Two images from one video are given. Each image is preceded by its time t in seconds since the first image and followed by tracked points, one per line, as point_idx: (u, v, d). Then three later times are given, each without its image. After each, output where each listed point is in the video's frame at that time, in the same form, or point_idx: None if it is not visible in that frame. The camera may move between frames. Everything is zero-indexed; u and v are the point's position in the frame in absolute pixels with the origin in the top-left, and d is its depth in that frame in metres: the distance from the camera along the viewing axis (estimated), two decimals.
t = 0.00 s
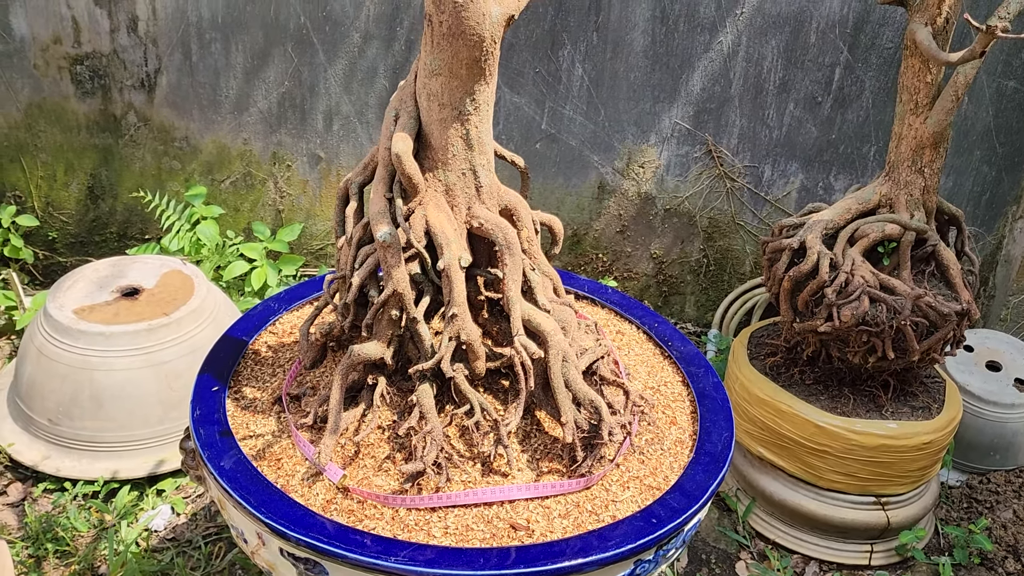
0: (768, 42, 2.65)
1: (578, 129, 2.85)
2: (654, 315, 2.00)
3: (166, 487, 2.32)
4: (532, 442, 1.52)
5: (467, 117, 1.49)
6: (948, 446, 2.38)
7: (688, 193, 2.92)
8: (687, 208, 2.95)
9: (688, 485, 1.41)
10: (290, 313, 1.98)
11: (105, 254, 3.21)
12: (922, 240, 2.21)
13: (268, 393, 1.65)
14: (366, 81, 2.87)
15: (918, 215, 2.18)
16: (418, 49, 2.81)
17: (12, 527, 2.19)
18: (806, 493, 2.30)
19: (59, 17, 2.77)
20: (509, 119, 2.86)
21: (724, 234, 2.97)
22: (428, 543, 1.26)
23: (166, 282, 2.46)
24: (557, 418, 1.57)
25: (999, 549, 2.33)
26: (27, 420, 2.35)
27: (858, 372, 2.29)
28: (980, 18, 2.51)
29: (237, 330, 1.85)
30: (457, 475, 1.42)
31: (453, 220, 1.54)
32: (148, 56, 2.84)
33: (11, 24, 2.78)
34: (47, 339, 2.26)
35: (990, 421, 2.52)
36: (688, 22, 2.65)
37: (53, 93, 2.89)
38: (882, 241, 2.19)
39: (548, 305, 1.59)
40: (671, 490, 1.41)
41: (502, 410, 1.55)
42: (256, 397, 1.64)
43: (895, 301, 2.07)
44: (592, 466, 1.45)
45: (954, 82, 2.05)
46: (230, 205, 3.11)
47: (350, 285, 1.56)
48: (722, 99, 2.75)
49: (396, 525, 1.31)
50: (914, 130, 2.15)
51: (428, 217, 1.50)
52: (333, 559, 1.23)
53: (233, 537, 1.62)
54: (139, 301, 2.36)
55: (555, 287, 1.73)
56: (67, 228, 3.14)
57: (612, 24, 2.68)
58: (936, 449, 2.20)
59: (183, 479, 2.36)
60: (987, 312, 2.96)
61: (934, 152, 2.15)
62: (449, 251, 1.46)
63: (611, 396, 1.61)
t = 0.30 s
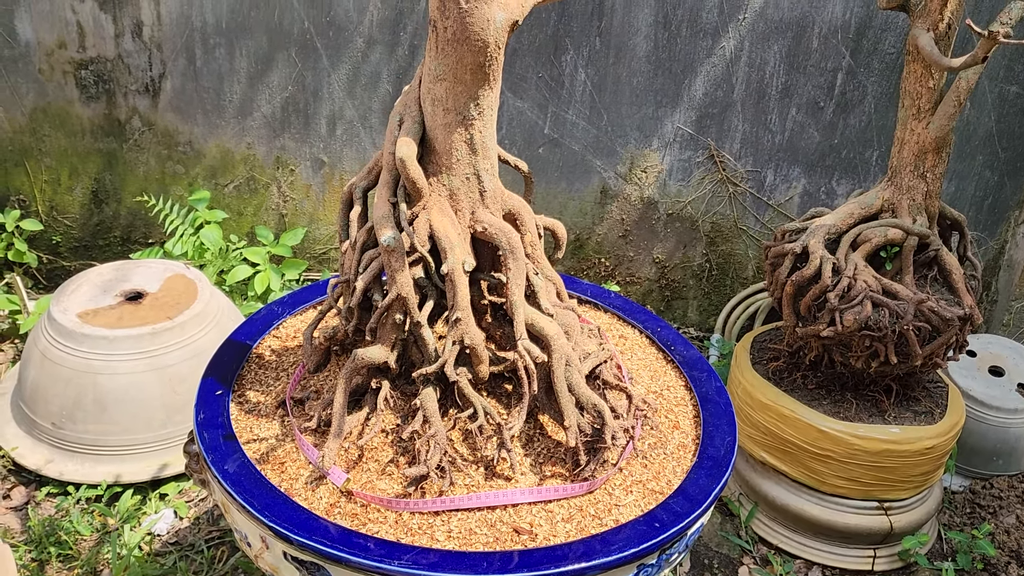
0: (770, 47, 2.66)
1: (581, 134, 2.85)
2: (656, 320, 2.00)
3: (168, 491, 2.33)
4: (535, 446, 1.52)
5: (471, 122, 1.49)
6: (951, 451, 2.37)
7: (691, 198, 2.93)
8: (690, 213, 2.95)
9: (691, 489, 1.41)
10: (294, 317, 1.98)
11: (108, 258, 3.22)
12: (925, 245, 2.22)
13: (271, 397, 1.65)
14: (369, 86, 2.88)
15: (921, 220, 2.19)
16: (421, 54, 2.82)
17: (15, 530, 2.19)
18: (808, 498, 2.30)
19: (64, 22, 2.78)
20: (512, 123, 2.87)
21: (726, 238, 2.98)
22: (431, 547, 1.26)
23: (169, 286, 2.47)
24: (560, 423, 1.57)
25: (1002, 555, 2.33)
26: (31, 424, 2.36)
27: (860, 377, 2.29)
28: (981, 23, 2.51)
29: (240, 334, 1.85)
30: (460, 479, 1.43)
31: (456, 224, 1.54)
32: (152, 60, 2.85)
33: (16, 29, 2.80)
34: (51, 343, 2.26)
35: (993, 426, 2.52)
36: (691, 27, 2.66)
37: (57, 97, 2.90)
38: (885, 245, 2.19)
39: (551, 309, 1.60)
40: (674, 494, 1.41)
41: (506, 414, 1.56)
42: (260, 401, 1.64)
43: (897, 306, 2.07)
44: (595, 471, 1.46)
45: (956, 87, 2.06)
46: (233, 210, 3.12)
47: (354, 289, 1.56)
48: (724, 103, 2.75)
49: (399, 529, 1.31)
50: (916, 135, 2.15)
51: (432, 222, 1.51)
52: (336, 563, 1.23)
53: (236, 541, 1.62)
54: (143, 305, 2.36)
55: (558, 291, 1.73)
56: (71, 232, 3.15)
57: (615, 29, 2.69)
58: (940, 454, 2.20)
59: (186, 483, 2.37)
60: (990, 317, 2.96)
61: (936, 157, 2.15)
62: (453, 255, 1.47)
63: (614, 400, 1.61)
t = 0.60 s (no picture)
0: (769, 49, 2.66)
1: (580, 136, 2.86)
2: (655, 321, 2.00)
3: (167, 493, 2.32)
4: (534, 448, 1.52)
5: (470, 124, 1.49)
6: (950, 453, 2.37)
7: (689, 200, 2.93)
8: (688, 215, 2.95)
9: (690, 491, 1.41)
10: (293, 319, 1.98)
11: (107, 260, 3.21)
12: (923, 246, 2.22)
13: (270, 399, 1.65)
14: (368, 88, 2.88)
15: (919, 221, 2.19)
16: (420, 56, 2.82)
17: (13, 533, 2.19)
18: (807, 499, 2.30)
19: (64, 24, 2.78)
20: (510, 125, 2.87)
21: (725, 240, 2.98)
22: (429, 549, 1.26)
23: (168, 288, 2.46)
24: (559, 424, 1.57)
25: (1001, 557, 2.33)
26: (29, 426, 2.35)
27: (859, 379, 2.29)
28: (979, 25, 2.52)
29: (239, 336, 1.85)
30: (459, 480, 1.42)
31: (455, 225, 1.54)
32: (151, 62, 2.85)
33: (15, 31, 2.80)
34: (49, 345, 2.26)
35: (992, 428, 2.52)
36: (689, 29, 2.67)
37: (56, 99, 2.90)
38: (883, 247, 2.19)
39: (550, 311, 1.59)
40: (673, 496, 1.40)
41: (504, 416, 1.55)
42: (258, 402, 1.64)
43: (896, 308, 2.07)
44: (594, 472, 1.46)
45: (954, 89, 2.06)
46: (232, 212, 3.12)
47: (352, 290, 1.56)
48: (723, 105, 2.76)
49: (398, 530, 1.31)
50: (915, 137, 2.16)
51: (430, 224, 1.51)
52: (334, 565, 1.23)
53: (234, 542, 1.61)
54: (141, 307, 2.36)
55: (557, 293, 1.73)
56: (69, 234, 3.15)
57: (613, 31, 2.69)
58: (938, 455, 2.20)
59: (184, 485, 2.36)
60: (988, 319, 2.96)
61: (935, 159, 2.15)
62: (451, 257, 1.47)
63: (612, 402, 1.61)
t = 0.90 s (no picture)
0: (765, 50, 2.67)
1: (576, 137, 2.86)
2: (651, 322, 2.00)
3: (163, 494, 2.32)
4: (528, 448, 1.52)
5: (464, 124, 1.50)
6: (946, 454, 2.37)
7: (686, 201, 2.93)
8: (685, 216, 2.96)
9: (684, 491, 1.41)
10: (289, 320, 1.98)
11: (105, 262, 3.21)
12: (918, 247, 2.22)
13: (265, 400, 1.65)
14: (365, 90, 2.88)
15: (914, 222, 2.19)
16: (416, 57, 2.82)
17: (10, 534, 2.18)
18: (803, 500, 2.30)
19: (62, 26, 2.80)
20: (507, 127, 2.88)
21: (722, 241, 2.98)
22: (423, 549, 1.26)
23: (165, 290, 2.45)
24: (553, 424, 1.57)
25: (997, 557, 2.33)
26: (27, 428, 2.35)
27: (855, 380, 2.29)
28: (974, 26, 2.52)
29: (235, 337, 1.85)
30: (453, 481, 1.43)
31: (449, 226, 1.55)
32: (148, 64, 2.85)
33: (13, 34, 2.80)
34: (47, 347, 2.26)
35: (988, 429, 2.52)
36: (685, 31, 2.67)
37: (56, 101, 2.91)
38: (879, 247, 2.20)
39: (545, 311, 1.60)
40: (667, 495, 1.41)
41: (499, 416, 1.56)
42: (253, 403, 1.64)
43: (891, 308, 2.08)
44: (588, 472, 1.47)
45: (949, 90, 2.07)
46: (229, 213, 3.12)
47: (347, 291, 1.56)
48: (719, 107, 2.76)
49: (392, 530, 1.32)
50: (910, 138, 2.16)
51: (424, 224, 1.51)
52: (328, 565, 1.23)
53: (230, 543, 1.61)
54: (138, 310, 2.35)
55: (552, 293, 1.73)
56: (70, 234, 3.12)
57: (610, 32, 2.70)
58: (934, 456, 2.20)
59: (181, 487, 2.36)
60: (984, 320, 2.96)
61: (930, 160, 2.15)
62: (445, 257, 1.48)
63: (607, 402, 1.61)
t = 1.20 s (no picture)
0: (760, 51, 2.67)
1: (571, 137, 2.87)
2: (645, 321, 2.00)
3: (159, 495, 2.32)
4: (522, 447, 1.53)
5: (457, 124, 1.50)
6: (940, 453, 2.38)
7: (681, 201, 2.94)
8: (680, 216, 2.96)
9: (677, 489, 1.41)
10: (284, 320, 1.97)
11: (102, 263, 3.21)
12: (912, 247, 2.23)
13: (259, 399, 1.65)
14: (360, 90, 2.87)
15: (907, 222, 2.20)
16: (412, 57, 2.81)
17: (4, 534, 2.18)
18: (797, 499, 2.31)
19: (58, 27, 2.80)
20: (502, 127, 2.89)
21: (717, 241, 2.99)
22: (416, 548, 1.26)
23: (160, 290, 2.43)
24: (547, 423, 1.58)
25: (991, 556, 2.34)
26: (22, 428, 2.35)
27: (848, 379, 2.30)
28: (967, 27, 2.54)
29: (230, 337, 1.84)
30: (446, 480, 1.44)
31: (443, 225, 1.55)
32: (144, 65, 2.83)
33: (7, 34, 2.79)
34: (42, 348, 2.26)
35: (982, 428, 2.53)
36: (680, 31, 2.68)
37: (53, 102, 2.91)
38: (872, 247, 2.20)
39: (538, 311, 1.61)
40: (660, 494, 1.41)
41: (493, 415, 1.56)
42: (247, 403, 1.64)
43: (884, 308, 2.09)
44: (581, 471, 1.47)
45: (942, 90, 2.08)
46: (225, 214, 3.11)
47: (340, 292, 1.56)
48: (714, 107, 2.77)
49: (386, 529, 1.32)
50: (903, 138, 2.17)
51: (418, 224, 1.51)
52: (322, 564, 1.23)
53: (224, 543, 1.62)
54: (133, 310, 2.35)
55: (546, 293, 1.74)
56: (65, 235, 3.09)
57: (604, 33, 2.71)
58: (928, 455, 2.21)
59: (176, 486, 2.36)
60: (979, 319, 2.97)
61: (923, 160, 2.16)
62: (439, 257, 1.48)
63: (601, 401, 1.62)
